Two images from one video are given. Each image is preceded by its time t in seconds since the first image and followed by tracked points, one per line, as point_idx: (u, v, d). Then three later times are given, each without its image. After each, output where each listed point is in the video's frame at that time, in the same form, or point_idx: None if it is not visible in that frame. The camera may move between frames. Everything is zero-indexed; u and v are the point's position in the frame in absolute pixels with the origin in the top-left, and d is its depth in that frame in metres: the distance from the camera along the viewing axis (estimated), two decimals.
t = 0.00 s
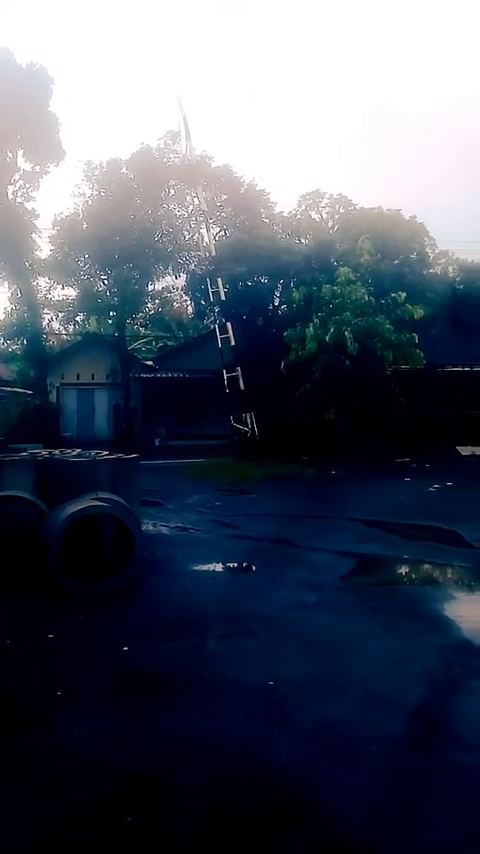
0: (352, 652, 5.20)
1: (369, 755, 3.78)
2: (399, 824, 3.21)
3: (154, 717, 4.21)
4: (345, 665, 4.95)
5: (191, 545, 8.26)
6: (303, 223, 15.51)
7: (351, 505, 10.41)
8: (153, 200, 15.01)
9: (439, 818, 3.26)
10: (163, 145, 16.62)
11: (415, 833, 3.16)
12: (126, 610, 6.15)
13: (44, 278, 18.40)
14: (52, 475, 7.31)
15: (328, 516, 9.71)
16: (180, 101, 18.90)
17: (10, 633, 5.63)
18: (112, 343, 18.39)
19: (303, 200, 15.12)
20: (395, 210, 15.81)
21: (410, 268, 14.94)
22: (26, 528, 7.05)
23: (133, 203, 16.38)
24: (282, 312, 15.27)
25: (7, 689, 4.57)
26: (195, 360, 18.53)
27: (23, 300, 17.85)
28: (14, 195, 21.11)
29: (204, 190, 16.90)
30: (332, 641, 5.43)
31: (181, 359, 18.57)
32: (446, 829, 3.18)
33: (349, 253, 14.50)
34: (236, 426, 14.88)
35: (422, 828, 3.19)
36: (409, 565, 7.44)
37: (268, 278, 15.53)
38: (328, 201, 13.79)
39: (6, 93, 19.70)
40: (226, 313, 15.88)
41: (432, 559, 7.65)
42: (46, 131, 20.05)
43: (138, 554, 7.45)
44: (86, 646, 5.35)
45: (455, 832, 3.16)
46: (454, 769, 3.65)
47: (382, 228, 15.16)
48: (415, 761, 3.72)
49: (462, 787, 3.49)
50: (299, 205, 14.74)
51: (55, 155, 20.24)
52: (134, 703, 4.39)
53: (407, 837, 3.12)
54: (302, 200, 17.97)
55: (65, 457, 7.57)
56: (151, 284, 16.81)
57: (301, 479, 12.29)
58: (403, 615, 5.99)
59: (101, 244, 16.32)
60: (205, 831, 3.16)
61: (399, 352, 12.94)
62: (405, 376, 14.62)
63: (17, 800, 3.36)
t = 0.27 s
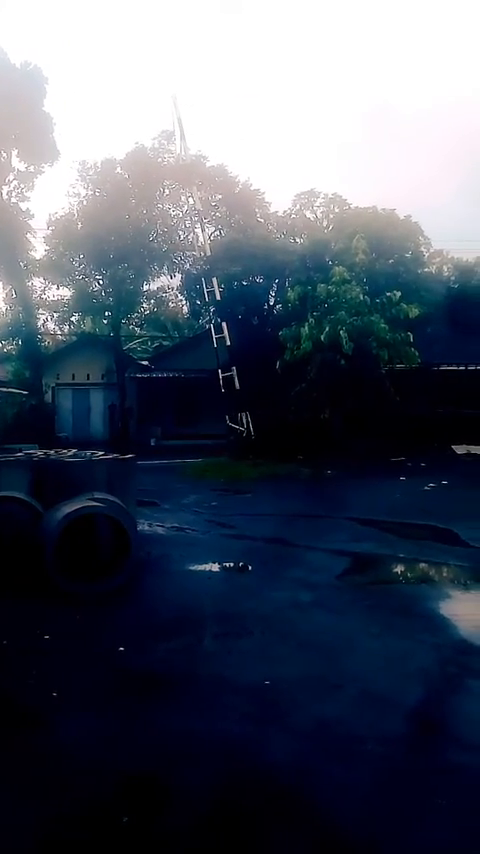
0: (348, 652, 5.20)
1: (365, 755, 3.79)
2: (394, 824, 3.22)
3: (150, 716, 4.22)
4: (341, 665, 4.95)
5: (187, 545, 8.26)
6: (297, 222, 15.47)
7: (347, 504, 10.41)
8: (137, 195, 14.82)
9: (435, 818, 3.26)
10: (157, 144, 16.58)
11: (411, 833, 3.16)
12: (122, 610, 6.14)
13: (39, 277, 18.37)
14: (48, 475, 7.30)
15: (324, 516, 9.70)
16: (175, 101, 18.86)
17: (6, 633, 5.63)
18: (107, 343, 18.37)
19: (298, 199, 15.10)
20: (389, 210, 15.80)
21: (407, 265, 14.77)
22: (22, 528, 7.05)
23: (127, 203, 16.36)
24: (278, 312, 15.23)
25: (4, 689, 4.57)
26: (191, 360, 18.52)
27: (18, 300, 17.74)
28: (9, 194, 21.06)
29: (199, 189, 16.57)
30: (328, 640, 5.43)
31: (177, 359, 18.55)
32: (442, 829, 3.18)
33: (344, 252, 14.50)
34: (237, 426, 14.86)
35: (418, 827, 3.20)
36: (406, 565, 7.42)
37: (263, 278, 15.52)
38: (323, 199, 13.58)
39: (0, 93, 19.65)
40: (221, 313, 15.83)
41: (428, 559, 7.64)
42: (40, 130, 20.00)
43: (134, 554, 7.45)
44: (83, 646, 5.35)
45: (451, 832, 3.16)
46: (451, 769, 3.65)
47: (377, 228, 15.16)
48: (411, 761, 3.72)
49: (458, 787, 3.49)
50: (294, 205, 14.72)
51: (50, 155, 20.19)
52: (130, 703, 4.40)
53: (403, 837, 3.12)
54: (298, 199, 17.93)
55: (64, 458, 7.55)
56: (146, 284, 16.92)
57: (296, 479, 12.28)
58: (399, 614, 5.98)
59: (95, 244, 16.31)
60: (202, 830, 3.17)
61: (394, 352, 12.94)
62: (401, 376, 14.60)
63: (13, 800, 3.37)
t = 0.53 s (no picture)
0: (342, 651, 5.19)
1: (359, 754, 3.78)
2: (389, 824, 3.21)
3: (144, 716, 4.21)
4: (335, 665, 4.94)
5: (181, 545, 8.24)
6: (291, 222, 15.46)
7: (341, 504, 10.40)
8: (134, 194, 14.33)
9: (429, 818, 3.26)
10: (150, 144, 16.58)
11: (405, 832, 3.15)
12: (116, 611, 6.13)
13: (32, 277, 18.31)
14: (41, 475, 7.28)
15: (318, 516, 9.70)
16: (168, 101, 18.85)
17: None
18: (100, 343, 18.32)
19: (291, 199, 15.10)
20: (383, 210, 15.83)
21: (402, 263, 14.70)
22: (15, 528, 7.03)
23: (121, 202, 16.41)
24: (272, 311, 15.24)
25: None
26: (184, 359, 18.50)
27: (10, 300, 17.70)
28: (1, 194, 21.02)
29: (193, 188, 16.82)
30: (322, 640, 5.42)
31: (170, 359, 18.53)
32: (437, 829, 3.18)
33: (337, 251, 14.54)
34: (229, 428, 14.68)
35: (412, 828, 3.19)
36: (400, 565, 7.41)
37: (257, 278, 15.45)
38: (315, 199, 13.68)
39: None
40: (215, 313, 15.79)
41: (422, 559, 7.63)
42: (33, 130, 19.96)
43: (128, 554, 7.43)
44: (76, 646, 5.34)
45: (445, 832, 3.16)
46: (445, 769, 3.64)
47: (370, 228, 15.19)
48: (404, 760, 3.72)
49: (453, 787, 3.49)
50: (287, 204, 14.74)
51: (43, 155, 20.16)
52: (124, 703, 4.38)
53: (398, 837, 3.12)
54: (291, 199, 17.92)
55: (59, 458, 7.52)
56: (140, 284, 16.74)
57: (289, 479, 12.25)
58: (393, 614, 5.98)
59: (89, 244, 16.28)
60: (197, 830, 3.16)
61: (387, 351, 12.97)
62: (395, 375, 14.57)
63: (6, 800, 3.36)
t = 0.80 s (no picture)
0: (335, 651, 5.20)
1: (351, 754, 3.79)
2: (381, 823, 3.22)
3: (136, 716, 4.20)
4: (328, 665, 4.94)
5: (173, 545, 8.24)
6: (284, 222, 15.41)
7: (334, 504, 10.41)
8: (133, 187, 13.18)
9: (422, 817, 3.27)
10: (143, 144, 16.53)
11: (397, 832, 3.16)
12: (108, 610, 6.13)
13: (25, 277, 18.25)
14: (32, 476, 7.27)
15: (310, 516, 9.69)
16: (162, 101, 18.80)
17: None
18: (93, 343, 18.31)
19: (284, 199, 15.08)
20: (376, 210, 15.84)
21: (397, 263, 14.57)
22: (7, 528, 7.03)
23: (113, 202, 16.36)
24: (265, 312, 15.12)
25: None
26: (177, 360, 18.49)
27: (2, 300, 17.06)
28: None
29: (186, 188, 16.43)
30: (315, 641, 5.42)
31: (163, 359, 18.51)
32: (429, 828, 3.19)
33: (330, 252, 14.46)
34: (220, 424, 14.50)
35: (405, 827, 3.20)
36: (393, 565, 7.42)
37: (249, 278, 15.35)
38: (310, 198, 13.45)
39: None
40: (207, 313, 15.63)
41: (415, 559, 7.64)
42: (26, 129, 19.88)
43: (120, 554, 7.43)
44: (68, 646, 5.34)
45: (437, 831, 3.17)
46: (437, 768, 3.65)
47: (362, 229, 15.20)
48: (395, 761, 3.72)
49: (445, 786, 3.50)
50: (280, 205, 14.68)
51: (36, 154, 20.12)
52: (114, 703, 4.39)
53: (390, 836, 3.13)
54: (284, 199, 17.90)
55: (47, 457, 7.52)
56: (133, 284, 16.87)
57: (283, 479, 12.26)
58: (386, 614, 5.99)
59: (81, 244, 16.31)
60: (190, 830, 3.17)
61: (380, 352, 13.03)
62: (388, 376, 14.56)
63: None
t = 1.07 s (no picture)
0: (327, 651, 5.24)
1: (343, 754, 3.82)
2: (373, 822, 3.25)
3: (129, 717, 4.22)
4: (319, 666, 4.97)
5: (166, 546, 8.26)
6: (277, 224, 15.54)
7: (326, 505, 10.47)
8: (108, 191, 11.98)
9: (413, 815, 3.30)
10: (137, 145, 16.56)
11: (389, 830, 3.19)
12: (100, 611, 6.14)
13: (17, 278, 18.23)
14: (24, 476, 7.27)
15: (302, 517, 9.74)
16: (155, 103, 18.87)
17: None
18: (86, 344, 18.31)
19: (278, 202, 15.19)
20: (368, 212, 15.90)
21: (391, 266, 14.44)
22: None
23: (106, 204, 16.28)
24: (258, 314, 15.06)
25: None
26: (169, 361, 18.53)
27: None
28: None
29: (178, 190, 16.79)
30: (306, 641, 5.45)
31: (155, 360, 18.54)
32: (420, 826, 3.22)
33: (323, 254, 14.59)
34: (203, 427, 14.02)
35: (397, 825, 3.23)
36: (385, 565, 7.48)
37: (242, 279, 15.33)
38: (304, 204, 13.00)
39: None
40: (200, 313, 15.51)
41: (406, 559, 7.70)
42: (18, 130, 19.85)
43: (112, 555, 7.44)
44: (60, 647, 5.35)
45: (428, 829, 3.20)
46: (428, 767, 3.69)
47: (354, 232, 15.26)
48: (385, 761, 3.74)
49: (436, 785, 3.54)
50: (274, 207, 14.75)
51: (29, 155, 20.09)
52: (106, 704, 4.40)
53: (382, 834, 3.16)
54: (277, 201, 17.95)
55: (32, 457, 7.62)
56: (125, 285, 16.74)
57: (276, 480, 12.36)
58: (377, 614, 6.04)
59: (74, 246, 16.21)
60: (183, 830, 3.18)
61: (373, 353, 13.00)
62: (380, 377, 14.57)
63: None
